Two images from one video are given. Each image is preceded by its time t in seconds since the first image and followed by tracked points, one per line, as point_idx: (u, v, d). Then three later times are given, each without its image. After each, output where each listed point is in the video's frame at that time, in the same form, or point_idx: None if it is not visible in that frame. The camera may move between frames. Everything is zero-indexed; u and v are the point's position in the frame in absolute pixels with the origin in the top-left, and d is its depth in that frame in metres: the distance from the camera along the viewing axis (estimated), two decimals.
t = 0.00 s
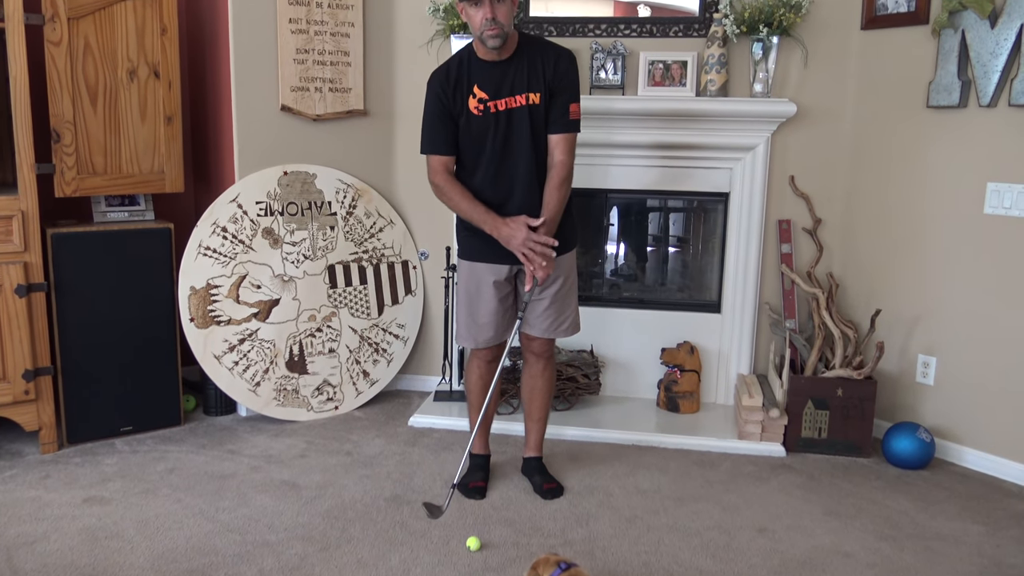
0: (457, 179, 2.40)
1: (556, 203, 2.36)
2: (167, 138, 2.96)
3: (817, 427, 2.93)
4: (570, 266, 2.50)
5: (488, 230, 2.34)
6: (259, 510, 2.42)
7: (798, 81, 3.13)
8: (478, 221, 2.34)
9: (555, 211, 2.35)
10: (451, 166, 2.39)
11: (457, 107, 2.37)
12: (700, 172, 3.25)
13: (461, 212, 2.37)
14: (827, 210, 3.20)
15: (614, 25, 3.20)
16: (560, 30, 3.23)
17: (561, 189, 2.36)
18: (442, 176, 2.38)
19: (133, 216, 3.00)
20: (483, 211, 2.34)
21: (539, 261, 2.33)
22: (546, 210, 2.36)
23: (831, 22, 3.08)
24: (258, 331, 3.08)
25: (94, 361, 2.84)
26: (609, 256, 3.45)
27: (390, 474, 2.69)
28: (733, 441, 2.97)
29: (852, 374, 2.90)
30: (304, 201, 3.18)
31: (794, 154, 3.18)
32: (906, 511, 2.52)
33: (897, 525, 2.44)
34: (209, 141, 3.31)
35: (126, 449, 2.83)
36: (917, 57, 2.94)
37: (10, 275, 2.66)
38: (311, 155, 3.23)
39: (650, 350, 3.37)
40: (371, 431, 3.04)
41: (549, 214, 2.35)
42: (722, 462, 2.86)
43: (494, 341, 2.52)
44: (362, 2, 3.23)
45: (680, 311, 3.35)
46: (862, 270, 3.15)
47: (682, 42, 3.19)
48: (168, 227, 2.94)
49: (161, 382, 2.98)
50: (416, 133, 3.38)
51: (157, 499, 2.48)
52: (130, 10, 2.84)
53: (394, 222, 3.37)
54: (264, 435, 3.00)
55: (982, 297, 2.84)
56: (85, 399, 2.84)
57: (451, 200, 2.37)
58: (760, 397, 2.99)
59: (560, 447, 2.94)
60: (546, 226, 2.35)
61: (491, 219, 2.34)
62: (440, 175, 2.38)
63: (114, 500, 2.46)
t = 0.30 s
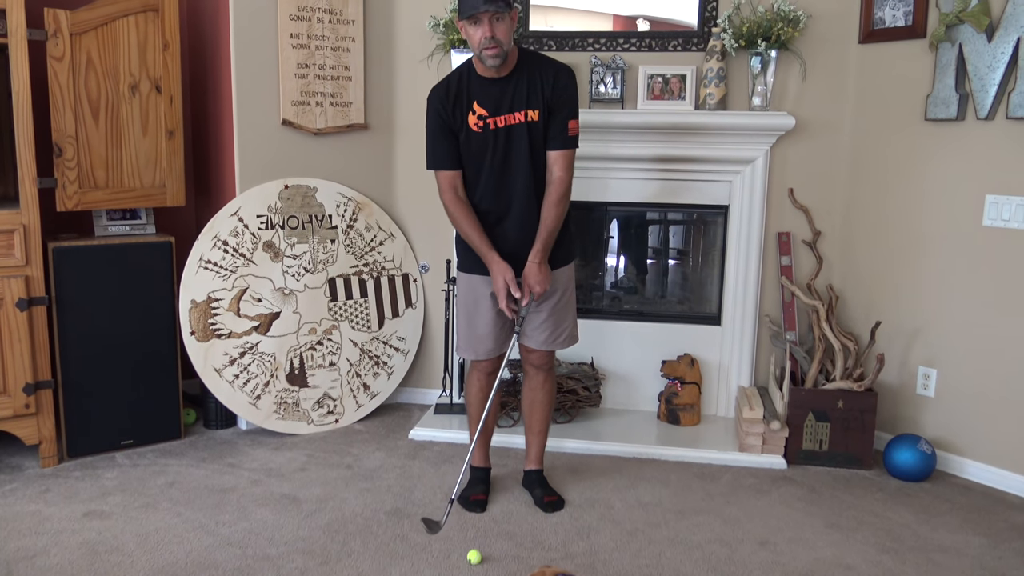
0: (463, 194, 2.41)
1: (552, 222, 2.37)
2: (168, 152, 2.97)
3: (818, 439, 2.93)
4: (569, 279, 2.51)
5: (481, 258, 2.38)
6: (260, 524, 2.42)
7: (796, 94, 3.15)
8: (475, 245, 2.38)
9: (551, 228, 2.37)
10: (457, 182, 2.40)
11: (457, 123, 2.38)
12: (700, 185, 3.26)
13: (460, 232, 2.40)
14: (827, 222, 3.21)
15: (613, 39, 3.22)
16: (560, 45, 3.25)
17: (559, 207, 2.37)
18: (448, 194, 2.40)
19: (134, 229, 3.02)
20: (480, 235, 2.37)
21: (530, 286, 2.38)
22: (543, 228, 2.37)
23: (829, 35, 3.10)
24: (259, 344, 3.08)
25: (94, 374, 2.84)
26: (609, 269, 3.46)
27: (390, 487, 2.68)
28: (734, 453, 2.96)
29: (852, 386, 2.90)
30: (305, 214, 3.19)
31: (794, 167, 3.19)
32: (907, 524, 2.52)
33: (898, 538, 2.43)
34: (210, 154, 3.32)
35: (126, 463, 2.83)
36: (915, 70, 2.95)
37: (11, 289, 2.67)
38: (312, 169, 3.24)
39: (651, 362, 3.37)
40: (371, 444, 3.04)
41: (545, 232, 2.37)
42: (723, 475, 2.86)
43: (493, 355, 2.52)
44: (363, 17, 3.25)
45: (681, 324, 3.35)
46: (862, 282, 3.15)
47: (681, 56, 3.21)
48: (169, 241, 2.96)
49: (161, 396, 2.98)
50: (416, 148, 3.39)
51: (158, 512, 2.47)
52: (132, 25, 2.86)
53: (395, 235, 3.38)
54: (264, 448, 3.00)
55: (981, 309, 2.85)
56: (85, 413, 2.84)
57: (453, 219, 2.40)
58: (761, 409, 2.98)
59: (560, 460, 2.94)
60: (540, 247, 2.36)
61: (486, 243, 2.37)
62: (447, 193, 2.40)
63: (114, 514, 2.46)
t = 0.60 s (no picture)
0: (473, 206, 2.40)
1: (541, 233, 2.37)
2: (170, 157, 2.98)
3: (819, 445, 2.93)
4: (567, 283, 2.51)
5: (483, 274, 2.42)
6: (260, 529, 2.42)
7: (796, 100, 3.15)
8: (477, 259, 2.40)
9: (540, 239, 2.37)
10: (464, 194, 2.38)
11: (456, 138, 2.37)
12: (701, 191, 3.27)
13: (467, 246, 2.43)
14: (828, 227, 3.21)
15: (614, 45, 3.23)
16: (561, 51, 3.26)
17: (549, 218, 2.37)
18: (457, 209, 2.39)
19: (136, 234, 3.01)
20: (484, 252, 2.39)
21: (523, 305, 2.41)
22: (532, 239, 2.38)
23: (829, 42, 3.11)
24: (260, 349, 3.09)
25: (95, 379, 2.84)
26: (609, 275, 3.46)
27: (391, 492, 2.68)
28: (735, 459, 2.96)
29: (853, 392, 2.89)
30: (306, 220, 3.19)
31: (794, 173, 3.20)
32: (909, 530, 2.51)
33: (901, 543, 2.42)
34: (212, 160, 3.33)
35: (127, 468, 2.83)
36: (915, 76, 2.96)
37: (13, 293, 2.67)
38: (314, 174, 3.25)
39: (652, 367, 3.37)
40: (372, 450, 3.04)
41: (533, 245, 2.37)
42: (724, 480, 2.85)
43: (491, 359, 2.53)
44: (364, 23, 3.26)
45: (682, 329, 3.35)
46: (863, 288, 3.15)
47: (682, 62, 3.21)
48: (171, 246, 2.95)
49: (162, 401, 2.98)
50: (417, 154, 3.40)
51: (158, 517, 2.47)
52: (135, 30, 2.87)
53: (396, 241, 3.39)
54: (265, 453, 3.00)
55: (982, 315, 2.85)
56: (86, 417, 2.84)
57: (462, 235, 2.42)
58: (762, 414, 2.98)
59: (561, 466, 2.94)
60: (526, 257, 2.37)
61: (488, 260, 2.39)
62: (456, 208, 2.40)
63: (114, 519, 2.45)
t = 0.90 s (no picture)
0: (477, 213, 2.40)
1: (536, 241, 2.36)
2: (173, 158, 2.98)
3: (824, 442, 2.92)
4: (571, 280, 2.51)
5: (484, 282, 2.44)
6: (265, 528, 2.42)
7: (799, 97, 3.15)
8: (479, 268, 2.41)
9: (536, 246, 2.37)
10: (469, 201, 2.39)
11: (460, 145, 2.36)
12: (705, 188, 3.26)
13: (470, 253, 2.44)
14: (832, 224, 3.20)
15: (616, 43, 3.22)
16: (563, 49, 3.25)
17: (545, 225, 2.35)
18: (461, 217, 2.39)
19: (139, 234, 3.02)
20: (486, 260, 2.41)
21: (522, 311, 2.41)
22: (528, 246, 2.37)
23: (833, 38, 3.09)
24: (263, 348, 3.09)
25: (99, 379, 2.84)
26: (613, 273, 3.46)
27: (395, 491, 2.68)
28: (740, 456, 2.95)
29: (858, 389, 2.89)
30: (309, 219, 3.19)
31: (797, 170, 3.19)
32: (915, 527, 2.51)
33: (906, 541, 2.42)
34: (215, 160, 3.33)
35: (132, 467, 2.83)
36: (919, 72, 2.95)
37: (17, 294, 2.68)
38: (316, 174, 3.25)
39: (655, 365, 3.37)
40: (376, 449, 3.04)
41: (528, 252, 2.37)
42: (729, 478, 2.85)
43: (496, 357, 2.53)
44: (366, 22, 3.25)
45: (686, 327, 3.35)
46: (867, 286, 3.14)
47: (685, 59, 3.21)
48: (174, 246, 2.95)
49: (166, 401, 2.98)
50: (420, 153, 3.40)
51: (163, 517, 2.47)
52: (137, 31, 2.87)
53: (399, 239, 3.39)
54: (269, 452, 3.00)
55: (987, 311, 2.84)
56: (90, 418, 2.84)
57: (465, 242, 2.42)
58: (766, 412, 2.98)
59: (566, 464, 2.93)
60: (522, 264, 2.37)
61: (491, 268, 2.41)
62: (461, 216, 2.40)
63: (119, 518, 2.46)
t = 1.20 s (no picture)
0: (484, 216, 2.39)
1: (540, 247, 2.36)
2: (178, 154, 2.98)
3: (828, 443, 2.91)
4: (576, 280, 2.51)
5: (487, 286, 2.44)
6: (268, 524, 2.42)
7: (805, 97, 3.14)
8: (483, 272, 2.41)
9: (540, 251, 2.37)
10: (477, 204, 2.38)
11: (469, 148, 2.34)
12: (710, 187, 3.26)
13: (475, 256, 2.44)
14: (838, 224, 3.20)
15: (622, 41, 3.22)
16: (569, 47, 3.25)
17: (548, 233, 2.36)
18: (468, 220, 2.39)
19: (144, 230, 3.02)
20: (491, 265, 2.40)
21: (526, 316, 2.42)
22: (530, 251, 2.37)
23: (840, 37, 3.08)
24: (268, 345, 3.09)
25: (103, 375, 2.85)
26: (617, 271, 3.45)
27: (398, 488, 2.68)
28: (743, 456, 2.95)
29: (863, 389, 2.88)
30: (314, 216, 3.19)
31: (803, 169, 3.18)
32: (918, 528, 2.50)
33: (909, 542, 2.41)
34: (220, 156, 3.33)
35: (135, 463, 2.84)
36: (926, 72, 2.94)
37: (22, 288, 2.68)
38: (321, 170, 3.25)
39: (659, 363, 3.37)
40: (379, 446, 3.04)
41: (531, 257, 2.37)
42: (732, 478, 2.84)
43: (503, 352, 2.51)
44: (372, 19, 3.25)
45: (690, 326, 3.34)
46: (872, 286, 3.13)
47: (691, 58, 3.20)
48: (179, 242, 2.96)
49: (170, 396, 2.98)
50: (425, 150, 3.40)
51: (166, 512, 2.48)
52: (143, 27, 2.87)
53: (403, 237, 3.39)
54: (272, 449, 3.00)
55: (993, 312, 2.83)
56: (94, 413, 2.84)
57: (471, 245, 2.42)
58: (770, 412, 2.97)
59: (569, 462, 2.93)
60: (525, 269, 2.38)
61: (495, 273, 2.40)
62: (468, 219, 2.39)
63: (123, 513, 2.46)
